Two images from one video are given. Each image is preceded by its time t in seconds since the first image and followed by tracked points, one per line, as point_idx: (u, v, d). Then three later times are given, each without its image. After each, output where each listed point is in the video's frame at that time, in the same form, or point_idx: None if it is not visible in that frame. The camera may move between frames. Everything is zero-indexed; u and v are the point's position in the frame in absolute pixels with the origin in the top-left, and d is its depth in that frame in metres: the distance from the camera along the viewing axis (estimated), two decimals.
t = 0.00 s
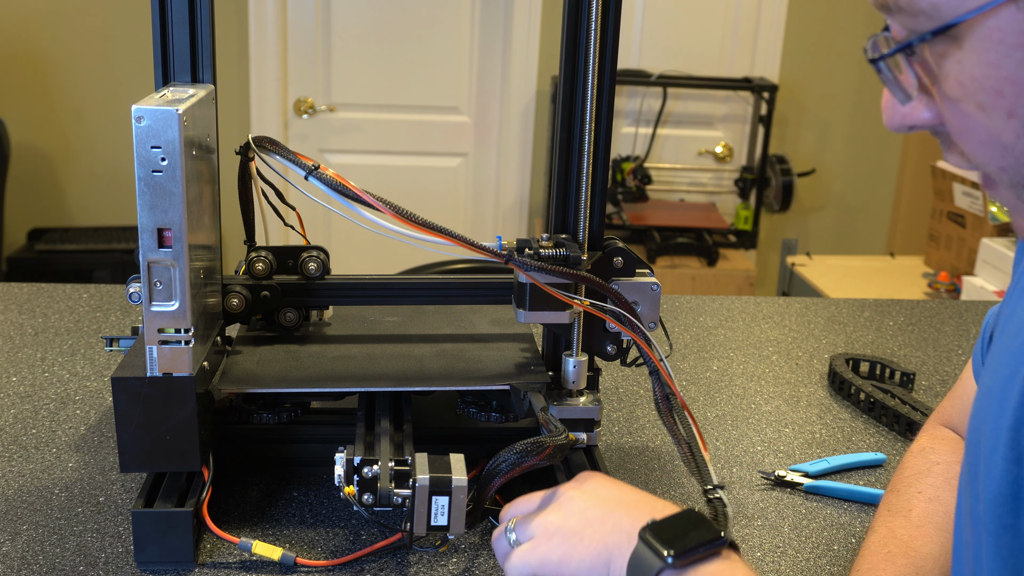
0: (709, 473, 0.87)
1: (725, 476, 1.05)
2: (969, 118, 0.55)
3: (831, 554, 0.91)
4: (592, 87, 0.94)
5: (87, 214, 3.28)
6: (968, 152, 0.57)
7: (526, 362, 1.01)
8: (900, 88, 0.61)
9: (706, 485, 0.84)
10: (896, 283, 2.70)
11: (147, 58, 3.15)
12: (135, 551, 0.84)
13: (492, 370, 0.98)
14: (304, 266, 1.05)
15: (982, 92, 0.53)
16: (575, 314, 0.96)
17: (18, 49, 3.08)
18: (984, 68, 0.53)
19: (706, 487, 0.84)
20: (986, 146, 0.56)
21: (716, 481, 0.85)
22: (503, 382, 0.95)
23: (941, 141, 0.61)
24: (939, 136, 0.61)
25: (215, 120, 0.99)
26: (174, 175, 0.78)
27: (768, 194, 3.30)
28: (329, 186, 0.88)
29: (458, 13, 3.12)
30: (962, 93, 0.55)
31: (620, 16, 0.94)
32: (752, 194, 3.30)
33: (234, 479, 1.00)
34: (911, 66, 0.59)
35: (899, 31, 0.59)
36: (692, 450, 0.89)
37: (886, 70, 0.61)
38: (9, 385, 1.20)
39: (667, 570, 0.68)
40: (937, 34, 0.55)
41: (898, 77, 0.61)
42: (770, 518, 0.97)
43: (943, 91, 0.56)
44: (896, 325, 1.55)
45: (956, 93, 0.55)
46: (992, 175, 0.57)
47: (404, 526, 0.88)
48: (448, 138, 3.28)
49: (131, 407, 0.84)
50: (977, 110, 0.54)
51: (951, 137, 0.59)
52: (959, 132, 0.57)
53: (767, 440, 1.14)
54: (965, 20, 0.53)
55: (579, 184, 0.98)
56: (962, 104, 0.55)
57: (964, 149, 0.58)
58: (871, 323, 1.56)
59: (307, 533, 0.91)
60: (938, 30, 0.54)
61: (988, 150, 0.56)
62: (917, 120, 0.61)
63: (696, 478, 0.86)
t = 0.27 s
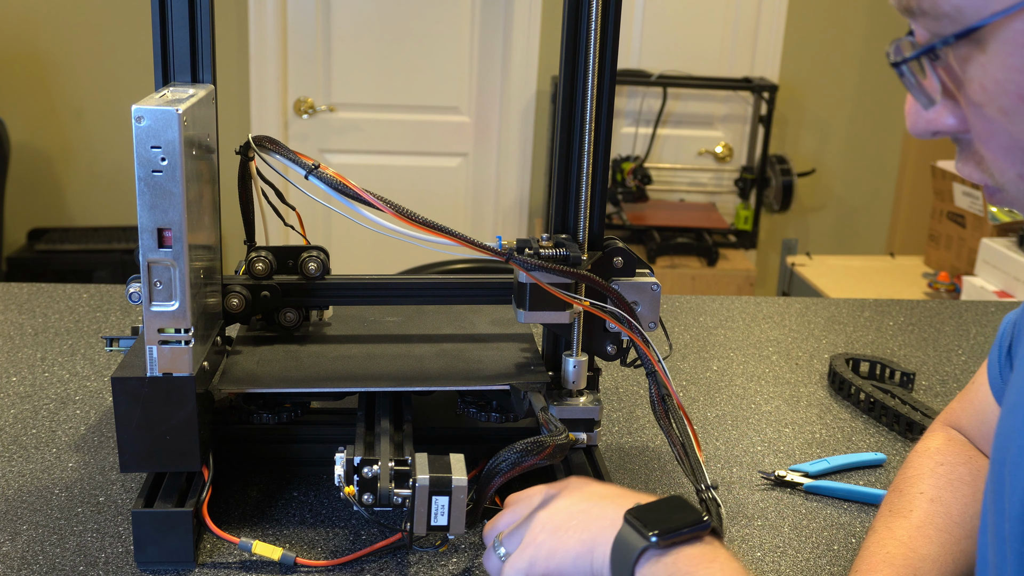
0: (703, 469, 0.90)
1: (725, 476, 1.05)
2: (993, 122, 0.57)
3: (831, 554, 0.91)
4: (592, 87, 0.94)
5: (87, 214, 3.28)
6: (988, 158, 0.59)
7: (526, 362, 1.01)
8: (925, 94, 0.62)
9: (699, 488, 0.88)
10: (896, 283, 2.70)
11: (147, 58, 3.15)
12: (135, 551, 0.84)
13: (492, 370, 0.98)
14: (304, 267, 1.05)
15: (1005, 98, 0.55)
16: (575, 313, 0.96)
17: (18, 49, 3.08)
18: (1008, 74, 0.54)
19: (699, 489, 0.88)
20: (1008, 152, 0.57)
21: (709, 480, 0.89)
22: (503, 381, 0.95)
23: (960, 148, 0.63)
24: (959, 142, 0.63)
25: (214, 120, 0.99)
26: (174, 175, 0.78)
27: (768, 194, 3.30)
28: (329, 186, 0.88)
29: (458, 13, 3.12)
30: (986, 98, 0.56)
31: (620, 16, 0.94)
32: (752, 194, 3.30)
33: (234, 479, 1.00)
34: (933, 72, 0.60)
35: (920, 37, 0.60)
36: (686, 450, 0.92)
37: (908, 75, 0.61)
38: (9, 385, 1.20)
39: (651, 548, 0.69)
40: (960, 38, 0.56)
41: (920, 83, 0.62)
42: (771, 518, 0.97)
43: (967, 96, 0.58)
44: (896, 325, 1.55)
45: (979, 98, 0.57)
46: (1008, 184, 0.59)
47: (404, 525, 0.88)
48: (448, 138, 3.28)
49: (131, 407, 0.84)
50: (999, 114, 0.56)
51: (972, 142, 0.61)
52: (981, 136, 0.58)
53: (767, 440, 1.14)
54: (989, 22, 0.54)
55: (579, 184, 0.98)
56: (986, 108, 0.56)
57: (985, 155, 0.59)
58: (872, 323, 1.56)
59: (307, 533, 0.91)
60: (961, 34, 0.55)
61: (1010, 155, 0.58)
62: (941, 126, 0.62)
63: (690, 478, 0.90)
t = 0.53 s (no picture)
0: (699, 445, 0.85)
1: (725, 476, 1.05)
2: (1001, 121, 0.57)
3: (831, 554, 0.91)
4: (592, 87, 0.94)
5: (87, 214, 3.28)
6: (997, 158, 0.60)
7: (526, 362, 1.01)
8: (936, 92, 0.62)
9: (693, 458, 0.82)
10: (896, 283, 2.70)
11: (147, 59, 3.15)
12: (135, 551, 0.84)
13: (492, 370, 0.98)
14: (304, 267, 1.05)
15: (1011, 96, 0.55)
16: (575, 313, 0.96)
17: (18, 49, 3.08)
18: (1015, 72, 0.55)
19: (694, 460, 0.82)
20: (1015, 150, 0.58)
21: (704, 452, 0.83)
22: (503, 382, 0.95)
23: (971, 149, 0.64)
24: (970, 143, 0.63)
25: (214, 120, 0.99)
26: (174, 175, 0.78)
27: (768, 194, 3.29)
28: (328, 186, 0.88)
29: (458, 13, 3.12)
30: (994, 96, 0.56)
31: (620, 16, 0.94)
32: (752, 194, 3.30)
33: (234, 478, 1.01)
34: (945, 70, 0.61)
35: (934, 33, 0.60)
36: (685, 432, 0.87)
37: (919, 70, 0.62)
38: (9, 385, 1.20)
39: (606, 545, 0.64)
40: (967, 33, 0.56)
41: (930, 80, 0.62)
42: (771, 518, 0.97)
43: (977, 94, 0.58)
44: (896, 325, 1.55)
45: (988, 95, 0.57)
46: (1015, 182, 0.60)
47: (404, 525, 0.88)
48: (448, 139, 3.28)
49: (131, 407, 0.84)
50: (1007, 112, 0.56)
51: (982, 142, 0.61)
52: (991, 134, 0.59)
53: (767, 440, 1.14)
54: (995, 19, 0.54)
55: (579, 184, 0.98)
56: (994, 106, 0.57)
57: (993, 154, 0.60)
58: (872, 323, 1.56)
59: (307, 533, 0.91)
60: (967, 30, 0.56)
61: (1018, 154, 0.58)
62: (954, 125, 0.62)
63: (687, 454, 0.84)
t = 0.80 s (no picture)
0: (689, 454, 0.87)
1: (725, 476, 1.05)
2: (1002, 112, 0.60)
3: (831, 554, 0.91)
4: (592, 87, 0.94)
5: (87, 214, 3.28)
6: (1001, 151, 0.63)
7: (526, 362, 1.01)
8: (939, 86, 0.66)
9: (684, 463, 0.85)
10: (896, 283, 2.70)
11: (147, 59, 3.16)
12: (134, 551, 0.84)
13: (492, 370, 0.98)
14: (304, 266, 1.05)
15: (1009, 87, 0.59)
16: (575, 313, 0.96)
17: (18, 50, 3.08)
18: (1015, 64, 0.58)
19: (683, 466, 0.85)
20: (1015, 142, 0.61)
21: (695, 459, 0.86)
22: (503, 381, 0.95)
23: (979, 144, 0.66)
24: (978, 139, 0.66)
25: (215, 120, 0.99)
26: (175, 175, 0.78)
27: (768, 194, 3.29)
28: (329, 186, 0.88)
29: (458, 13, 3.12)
30: (994, 87, 0.60)
31: (619, 16, 0.94)
32: (752, 194, 3.30)
33: (234, 479, 1.00)
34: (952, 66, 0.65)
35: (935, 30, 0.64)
36: (674, 439, 0.89)
37: (920, 63, 0.66)
38: (9, 384, 1.20)
39: None
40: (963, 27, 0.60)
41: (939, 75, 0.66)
42: (771, 518, 0.97)
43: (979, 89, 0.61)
44: (896, 325, 1.55)
45: (989, 88, 0.60)
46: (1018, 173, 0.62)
47: (404, 525, 0.87)
48: (448, 139, 3.28)
49: (131, 407, 0.84)
50: (1007, 104, 0.60)
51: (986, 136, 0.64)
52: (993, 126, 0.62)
53: (767, 440, 1.14)
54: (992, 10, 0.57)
55: (579, 184, 0.98)
56: (995, 99, 0.60)
57: (997, 148, 0.63)
58: (872, 323, 1.56)
59: (306, 533, 0.91)
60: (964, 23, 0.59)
61: (1018, 145, 0.61)
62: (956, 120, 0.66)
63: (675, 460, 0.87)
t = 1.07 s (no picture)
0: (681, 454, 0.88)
1: (725, 476, 1.05)
2: (981, 125, 0.56)
3: (831, 554, 0.91)
4: (592, 87, 0.94)
5: (87, 214, 3.28)
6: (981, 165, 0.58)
7: (526, 362, 1.01)
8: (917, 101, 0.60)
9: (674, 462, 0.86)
10: (896, 283, 2.70)
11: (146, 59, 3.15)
12: (134, 551, 0.84)
13: (492, 370, 0.98)
14: (304, 266, 1.05)
15: (988, 97, 0.54)
16: (575, 313, 0.96)
17: (19, 49, 3.08)
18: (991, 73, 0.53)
19: (673, 465, 0.86)
20: (998, 155, 0.56)
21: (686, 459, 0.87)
22: (503, 381, 0.95)
23: (959, 157, 0.61)
24: (957, 151, 0.61)
25: (215, 120, 0.99)
26: (175, 175, 0.78)
27: (769, 194, 3.29)
28: (329, 186, 0.88)
29: (458, 13, 3.12)
30: (971, 99, 0.55)
31: (620, 16, 0.94)
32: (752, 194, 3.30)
33: (234, 478, 1.00)
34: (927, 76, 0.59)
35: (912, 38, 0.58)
36: (665, 439, 0.90)
37: (897, 77, 0.59)
38: (9, 385, 1.20)
39: None
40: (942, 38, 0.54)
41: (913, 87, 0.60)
42: (771, 518, 0.97)
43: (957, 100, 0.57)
44: (895, 325, 1.55)
45: (966, 99, 0.56)
46: (1004, 189, 0.57)
47: (404, 525, 0.88)
48: (448, 139, 3.28)
49: (131, 407, 0.84)
50: (985, 116, 0.55)
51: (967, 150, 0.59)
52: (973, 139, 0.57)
53: (767, 440, 1.14)
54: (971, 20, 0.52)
55: (579, 184, 0.98)
56: (972, 110, 0.56)
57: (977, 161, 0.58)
58: (872, 323, 1.56)
59: (307, 533, 0.91)
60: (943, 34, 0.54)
61: (1000, 158, 0.56)
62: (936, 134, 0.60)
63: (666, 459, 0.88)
